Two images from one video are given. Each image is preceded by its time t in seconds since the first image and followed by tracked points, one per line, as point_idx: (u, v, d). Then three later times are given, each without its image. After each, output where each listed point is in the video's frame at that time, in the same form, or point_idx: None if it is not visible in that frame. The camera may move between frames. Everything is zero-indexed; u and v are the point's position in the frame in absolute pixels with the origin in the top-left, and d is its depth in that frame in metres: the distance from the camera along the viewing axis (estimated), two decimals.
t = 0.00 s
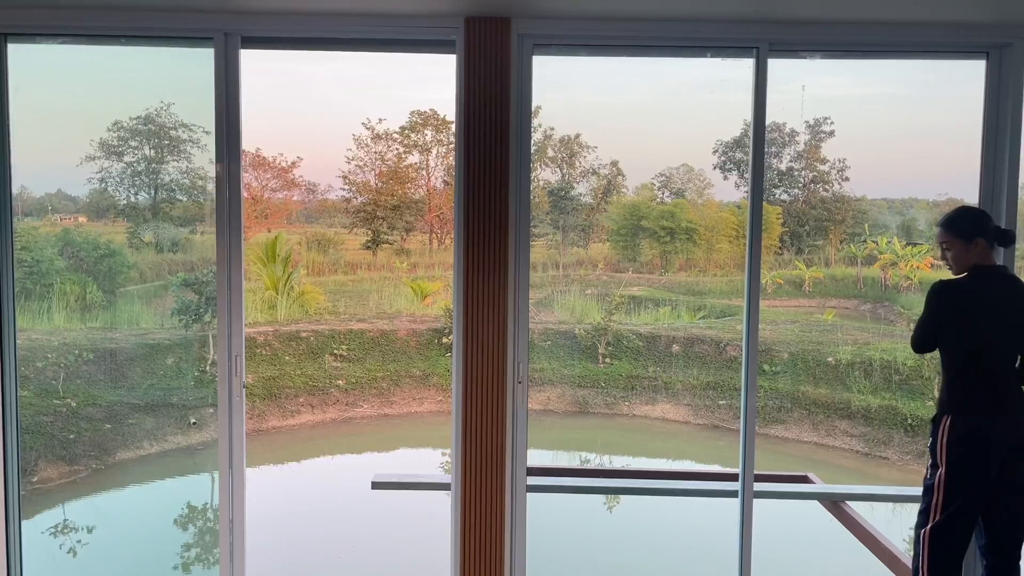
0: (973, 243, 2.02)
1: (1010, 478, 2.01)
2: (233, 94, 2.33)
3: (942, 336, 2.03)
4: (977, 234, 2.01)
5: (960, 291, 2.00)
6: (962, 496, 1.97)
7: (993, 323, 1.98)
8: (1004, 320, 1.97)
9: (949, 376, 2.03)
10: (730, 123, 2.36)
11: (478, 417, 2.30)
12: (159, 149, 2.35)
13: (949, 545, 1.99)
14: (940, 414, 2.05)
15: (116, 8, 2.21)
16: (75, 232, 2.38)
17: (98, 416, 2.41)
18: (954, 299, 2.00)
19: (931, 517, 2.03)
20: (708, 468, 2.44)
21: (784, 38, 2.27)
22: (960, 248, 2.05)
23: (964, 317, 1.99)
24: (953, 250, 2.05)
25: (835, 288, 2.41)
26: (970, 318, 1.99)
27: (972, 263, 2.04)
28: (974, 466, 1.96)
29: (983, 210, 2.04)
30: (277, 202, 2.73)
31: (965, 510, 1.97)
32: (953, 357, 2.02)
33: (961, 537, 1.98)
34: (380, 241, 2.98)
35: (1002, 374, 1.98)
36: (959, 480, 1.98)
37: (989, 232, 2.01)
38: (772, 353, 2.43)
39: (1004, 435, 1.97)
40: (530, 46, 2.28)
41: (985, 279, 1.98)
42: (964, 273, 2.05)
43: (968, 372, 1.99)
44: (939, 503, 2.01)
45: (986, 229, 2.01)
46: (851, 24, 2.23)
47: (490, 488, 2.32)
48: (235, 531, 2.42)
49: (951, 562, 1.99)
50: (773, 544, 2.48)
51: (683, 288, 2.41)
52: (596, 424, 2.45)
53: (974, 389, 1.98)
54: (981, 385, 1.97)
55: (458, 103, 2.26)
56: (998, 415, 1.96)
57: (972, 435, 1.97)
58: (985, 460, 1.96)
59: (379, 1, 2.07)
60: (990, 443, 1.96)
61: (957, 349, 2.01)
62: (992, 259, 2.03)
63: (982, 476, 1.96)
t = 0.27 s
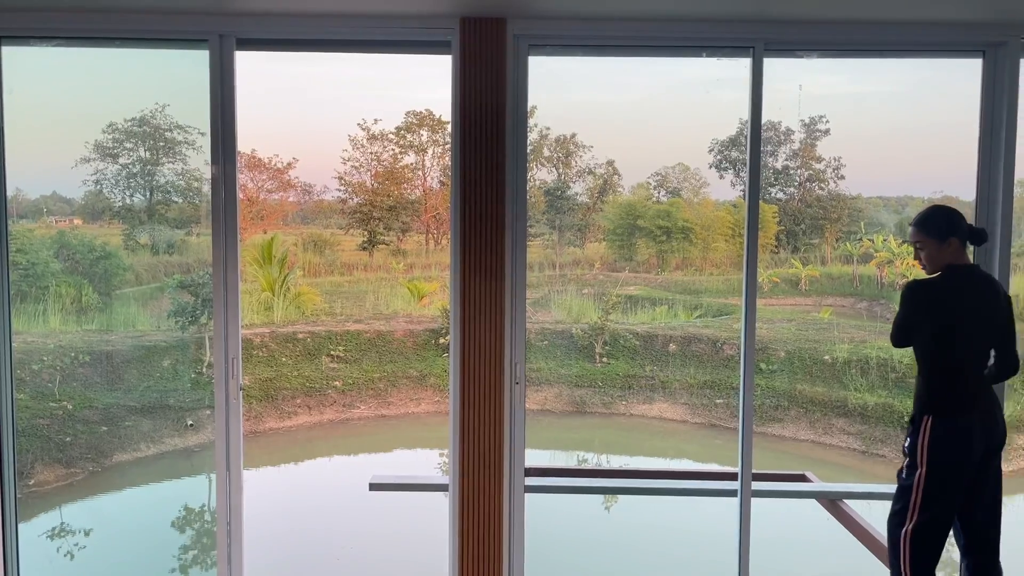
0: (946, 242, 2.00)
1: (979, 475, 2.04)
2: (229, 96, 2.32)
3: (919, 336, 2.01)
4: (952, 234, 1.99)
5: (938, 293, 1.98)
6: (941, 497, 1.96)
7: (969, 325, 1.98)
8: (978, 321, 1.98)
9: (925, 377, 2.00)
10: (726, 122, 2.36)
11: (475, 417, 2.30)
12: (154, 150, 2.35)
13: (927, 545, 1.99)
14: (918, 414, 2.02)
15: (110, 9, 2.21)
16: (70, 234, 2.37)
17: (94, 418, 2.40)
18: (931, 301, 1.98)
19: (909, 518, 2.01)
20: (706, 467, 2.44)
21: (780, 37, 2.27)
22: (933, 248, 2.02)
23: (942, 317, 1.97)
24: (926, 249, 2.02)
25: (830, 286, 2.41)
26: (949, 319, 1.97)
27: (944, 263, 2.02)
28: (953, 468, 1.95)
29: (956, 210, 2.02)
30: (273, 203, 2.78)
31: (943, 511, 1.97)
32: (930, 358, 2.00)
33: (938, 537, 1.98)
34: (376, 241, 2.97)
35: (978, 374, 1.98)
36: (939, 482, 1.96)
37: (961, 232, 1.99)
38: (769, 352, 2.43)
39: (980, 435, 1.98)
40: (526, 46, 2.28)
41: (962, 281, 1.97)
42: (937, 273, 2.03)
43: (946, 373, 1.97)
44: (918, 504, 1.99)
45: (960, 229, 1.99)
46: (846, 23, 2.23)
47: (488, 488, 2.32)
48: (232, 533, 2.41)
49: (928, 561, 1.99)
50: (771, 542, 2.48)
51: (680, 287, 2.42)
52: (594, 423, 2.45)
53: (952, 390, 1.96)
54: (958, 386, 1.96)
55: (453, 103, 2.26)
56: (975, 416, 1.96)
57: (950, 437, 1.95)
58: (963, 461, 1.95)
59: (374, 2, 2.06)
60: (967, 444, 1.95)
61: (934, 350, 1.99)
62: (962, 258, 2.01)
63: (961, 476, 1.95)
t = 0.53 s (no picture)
0: (911, 241, 2.19)
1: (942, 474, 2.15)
2: (223, 96, 2.32)
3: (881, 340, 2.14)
4: (915, 232, 2.19)
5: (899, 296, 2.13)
6: (914, 493, 2.05)
7: (925, 327, 2.15)
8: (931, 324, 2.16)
9: (886, 378, 2.14)
10: (721, 121, 2.36)
11: (472, 417, 2.29)
12: (149, 151, 2.34)
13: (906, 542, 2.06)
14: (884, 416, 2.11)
15: (103, 10, 2.20)
16: (65, 236, 2.36)
17: (90, 420, 2.39)
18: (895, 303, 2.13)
19: (887, 516, 2.08)
20: (702, 466, 2.45)
21: (774, 36, 2.27)
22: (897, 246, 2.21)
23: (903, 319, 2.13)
24: (890, 246, 2.22)
25: (826, 285, 2.42)
26: (909, 320, 2.13)
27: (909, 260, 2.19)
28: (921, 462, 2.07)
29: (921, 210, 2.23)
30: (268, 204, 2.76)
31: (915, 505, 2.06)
32: (891, 359, 2.14)
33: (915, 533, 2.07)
34: (372, 241, 3.00)
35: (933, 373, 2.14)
36: (910, 477, 2.05)
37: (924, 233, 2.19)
38: (765, 350, 2.44)
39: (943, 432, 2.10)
40: (521, 46, 2.28)
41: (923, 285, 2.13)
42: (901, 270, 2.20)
43: (905, 372, 2.12)
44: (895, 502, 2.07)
45: (922, 229, 2.20)
46: (840, 22, 2.23)
47: (485, 488, 2.31)
48: (228, 535, 2.40)
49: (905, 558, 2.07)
50: (768, 540, 2.48)
51: (676, 286, 2.42)
52: (590, 422, 2.45)
53: (913, 388, 2.11)
54: (918, 384, 2.11)
55: (448, 103, 2.25)
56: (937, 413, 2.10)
57: (918, 433, 2.07)
58: (930, 456, 2.07)
59: (368, 2, 2.06)
60: (931, 438, 2.08)
61: (896, 351, 2.14)
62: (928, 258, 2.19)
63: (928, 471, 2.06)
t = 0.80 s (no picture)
0: (868, 239, 2.33)
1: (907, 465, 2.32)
2: (217, 95, 2.31)
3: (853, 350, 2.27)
4: (871, 230, 2.33)
5: (872, 306, 2.26)
6: (895, 491, 2.22)
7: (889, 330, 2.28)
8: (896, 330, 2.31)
9: (855, 385, 2.27)
10: (716, 120, 2.36)
11: (467, 417, 2.29)
12: (143, 151, 2.34)
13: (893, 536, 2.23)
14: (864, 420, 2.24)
15: (96, 9, 2.19)
16: (59, 236, 2.36)
17: (84, 421, 2.39)
18: (868, 311, 2.25)
19: (878, 517, 2.21)
20: (698, 465, 2.45)
21: (768, 34, 2.27)
22: (854, 243, 2.35)
23: (874, 329, 2.26)
24: (847, 243, 2.35)
25: (821, 284, 2.41)
26: (878, 329, 2.26)
27: (867, 257, 2.32)
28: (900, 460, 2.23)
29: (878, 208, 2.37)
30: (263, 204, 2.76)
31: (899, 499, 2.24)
32: (859, 361, 2.27)
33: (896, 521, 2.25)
34: (367, 242, 2.99)
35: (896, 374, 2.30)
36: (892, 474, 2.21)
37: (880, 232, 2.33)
38: (761, 349, 2.44)
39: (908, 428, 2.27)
40: (515, 45, 2.27)
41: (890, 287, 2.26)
42: (861, 267, 2.33)
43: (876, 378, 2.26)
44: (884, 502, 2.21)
45: (879, 226, 2.33)
46: (833, 20, 2.23)
47: (481, 488, 2.31)
48: (223, 537, 2.40)
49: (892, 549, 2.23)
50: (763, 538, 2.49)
51: (671, 285, 2.42)
52: (586, 422, 2.45)
53: (885, 390, 2.25)
54: (889, 387, 2.26)
55: (443, 103, 2.25)
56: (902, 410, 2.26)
57: (892, 433, 2.22)
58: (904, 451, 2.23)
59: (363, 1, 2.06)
60: (903, 435, 2.24)
61: (864, 353, 2.26)
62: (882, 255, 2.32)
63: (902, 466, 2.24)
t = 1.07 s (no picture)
0: (814, 239, 2.14)
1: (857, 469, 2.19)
2: (211, 95, 2.31)
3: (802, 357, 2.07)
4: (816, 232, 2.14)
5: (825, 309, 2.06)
6: (860, 500, 2.07)
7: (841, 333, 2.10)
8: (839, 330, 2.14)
9: (807, 393, 2.08)
10: (712, 120, 2.36)
11: (463, 418, 2.29)
12: (139, 151, 2.33)
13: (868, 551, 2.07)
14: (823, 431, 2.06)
15: (91, 9, 2.19)
16: (54, 236, 2.35)
17: (80, 422, 2.38)
18: (822, 315, 2.06)
19: (850, 525, 2.04)
20: (695, 464, 2.45)
21: (764, 34, 2.27)
22: (800, 243, 2.17)
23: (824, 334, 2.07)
24: (794, 245, 2.18)
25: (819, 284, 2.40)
26: (829, 333, 2.07)
27: (813, 259, 2.14)
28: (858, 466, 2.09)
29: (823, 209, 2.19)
30: (258, 204, 2.75)
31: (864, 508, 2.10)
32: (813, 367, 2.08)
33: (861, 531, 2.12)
34: (364, 241, 2.99)
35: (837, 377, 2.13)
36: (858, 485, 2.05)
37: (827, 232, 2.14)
38: (758, 349, 2.44)
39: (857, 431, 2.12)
40: (511, 45, 2.27)
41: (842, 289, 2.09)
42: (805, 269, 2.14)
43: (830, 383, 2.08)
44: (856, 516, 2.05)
45: (825, 229, 2.15)
46: (829, 19, 2.23)
47: (477, 488, 2.31)
48: (218, 537, 2.39)
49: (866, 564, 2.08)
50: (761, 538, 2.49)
51: (668, 285, 2.42)
52: (583, 422, 2.44)
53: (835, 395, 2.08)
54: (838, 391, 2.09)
55: (439, 103, 2.25)
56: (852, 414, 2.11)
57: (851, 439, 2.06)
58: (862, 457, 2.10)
59: None
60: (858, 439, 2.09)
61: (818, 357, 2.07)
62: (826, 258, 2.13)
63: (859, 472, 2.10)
